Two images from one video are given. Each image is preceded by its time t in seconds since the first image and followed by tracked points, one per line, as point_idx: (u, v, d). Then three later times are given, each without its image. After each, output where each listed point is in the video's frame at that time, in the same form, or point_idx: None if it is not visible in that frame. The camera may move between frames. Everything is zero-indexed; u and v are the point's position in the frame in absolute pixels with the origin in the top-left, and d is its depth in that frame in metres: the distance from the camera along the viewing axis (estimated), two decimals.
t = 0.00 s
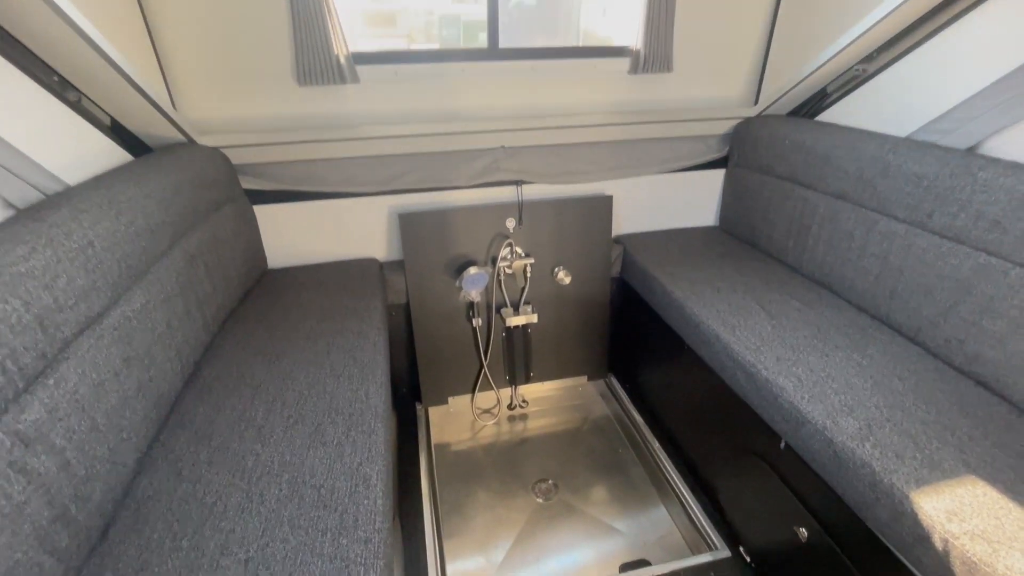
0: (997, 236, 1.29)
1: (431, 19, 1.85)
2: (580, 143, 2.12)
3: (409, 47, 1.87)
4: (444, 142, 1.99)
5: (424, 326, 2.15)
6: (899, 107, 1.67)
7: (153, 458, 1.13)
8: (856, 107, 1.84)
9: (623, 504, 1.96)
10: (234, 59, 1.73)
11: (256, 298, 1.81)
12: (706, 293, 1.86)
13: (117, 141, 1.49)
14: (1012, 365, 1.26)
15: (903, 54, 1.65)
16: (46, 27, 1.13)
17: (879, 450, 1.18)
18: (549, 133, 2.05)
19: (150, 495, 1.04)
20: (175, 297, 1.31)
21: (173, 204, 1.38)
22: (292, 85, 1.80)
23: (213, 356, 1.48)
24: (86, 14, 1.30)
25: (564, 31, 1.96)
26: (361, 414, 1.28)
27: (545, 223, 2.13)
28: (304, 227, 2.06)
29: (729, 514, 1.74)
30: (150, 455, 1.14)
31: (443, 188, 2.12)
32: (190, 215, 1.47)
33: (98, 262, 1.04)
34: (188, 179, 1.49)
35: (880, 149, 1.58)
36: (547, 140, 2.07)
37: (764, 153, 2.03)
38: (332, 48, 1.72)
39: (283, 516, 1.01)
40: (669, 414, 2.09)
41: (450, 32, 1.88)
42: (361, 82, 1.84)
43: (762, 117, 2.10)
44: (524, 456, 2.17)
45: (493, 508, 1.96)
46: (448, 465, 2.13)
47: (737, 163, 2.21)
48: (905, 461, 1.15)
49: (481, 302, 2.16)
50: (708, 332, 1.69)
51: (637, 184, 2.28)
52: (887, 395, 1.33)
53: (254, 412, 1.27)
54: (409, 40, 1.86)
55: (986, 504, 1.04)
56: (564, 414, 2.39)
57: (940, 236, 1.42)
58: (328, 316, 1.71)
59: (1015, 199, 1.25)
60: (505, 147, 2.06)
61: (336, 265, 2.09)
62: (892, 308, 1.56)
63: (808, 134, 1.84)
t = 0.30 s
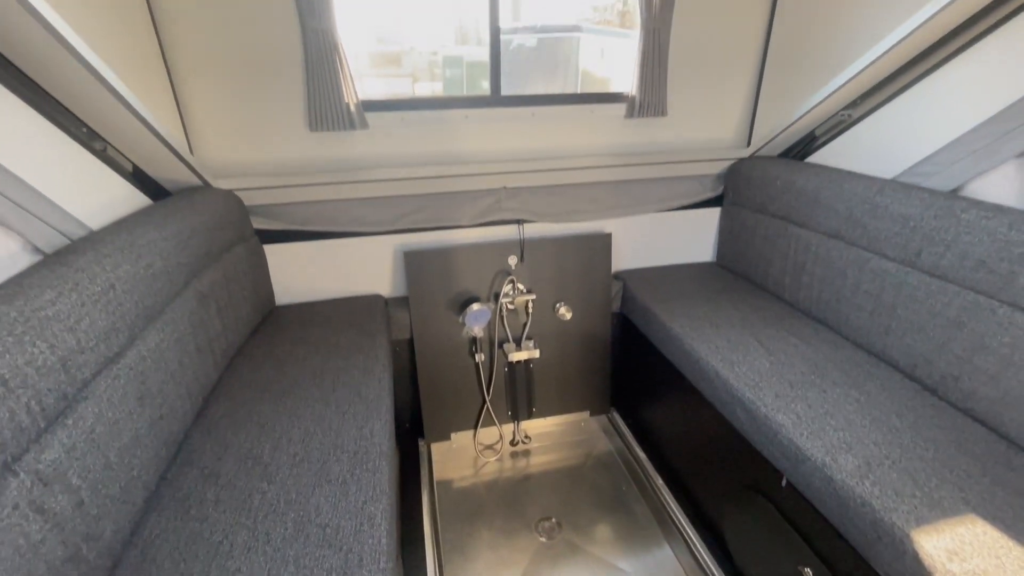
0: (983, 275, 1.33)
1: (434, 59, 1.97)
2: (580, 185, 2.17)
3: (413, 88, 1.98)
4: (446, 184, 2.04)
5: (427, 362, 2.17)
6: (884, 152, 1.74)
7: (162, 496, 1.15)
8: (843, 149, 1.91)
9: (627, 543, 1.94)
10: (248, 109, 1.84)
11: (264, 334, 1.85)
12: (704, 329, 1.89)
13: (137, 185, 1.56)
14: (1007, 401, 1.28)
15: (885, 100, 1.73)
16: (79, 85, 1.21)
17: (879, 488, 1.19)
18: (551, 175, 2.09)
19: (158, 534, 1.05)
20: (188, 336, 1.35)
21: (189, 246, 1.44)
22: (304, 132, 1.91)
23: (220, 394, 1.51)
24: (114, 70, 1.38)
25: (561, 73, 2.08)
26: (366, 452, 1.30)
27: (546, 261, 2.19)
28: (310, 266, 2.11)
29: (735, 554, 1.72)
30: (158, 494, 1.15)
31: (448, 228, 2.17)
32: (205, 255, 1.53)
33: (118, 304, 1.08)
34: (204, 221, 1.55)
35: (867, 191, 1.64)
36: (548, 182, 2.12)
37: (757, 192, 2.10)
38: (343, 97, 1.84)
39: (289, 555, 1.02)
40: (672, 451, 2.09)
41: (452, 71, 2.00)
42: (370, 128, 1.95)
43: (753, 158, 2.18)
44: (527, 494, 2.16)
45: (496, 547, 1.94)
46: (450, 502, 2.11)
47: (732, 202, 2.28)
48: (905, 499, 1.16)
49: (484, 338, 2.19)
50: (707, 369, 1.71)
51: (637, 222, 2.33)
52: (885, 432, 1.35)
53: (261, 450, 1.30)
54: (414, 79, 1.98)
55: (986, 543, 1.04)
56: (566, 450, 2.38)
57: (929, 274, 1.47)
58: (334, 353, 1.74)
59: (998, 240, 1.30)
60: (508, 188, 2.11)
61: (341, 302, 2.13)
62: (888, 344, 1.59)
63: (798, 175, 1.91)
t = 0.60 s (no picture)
0: (972, 313, 1.37)
1: (439, 100, 2.09)
2: (578, 224, 2.23)
3: (418, 127, 2.08)
4: (449, 224, 2.10)
5: (430, 399, 2.19)
6: (874, 195, 1.80)
7: (167, 536, 1.15)
8: (833, 190, 1.98)
9: None
10: (260, 155, 1.92)
11: (270, 371, 1.88)
12: (704, 365, 1.91)
13: (155, 227, 1.62)
14: (1004, 438, 1.29)
15: (869, 144, 1.82)
16: (108, 139, 1.28)
17: (881, 527, 1.20)
18: (551, 215, 2.17)
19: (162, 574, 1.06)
20: (198, 374, 1.38)
21: (202, 286, 1.49)
22: (313, 175, 1.99)
23: (226, 432, 1.52)
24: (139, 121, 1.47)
25: (563, 112, 2.26)
26: (370, 490, 1.31)
27: (547, 298, 2.23)
28: (315, 304, 2.13)
29: None
30: (163, 533, 1.16)
31: (451, 266, 2.20)
32: (217, 295, 1.58)
33: (135, 344, 1.12)
34: (216, 262, 1.61)
35: (857, 231, 1.70)
36: (549, 221, 2.19)
37: (752, 232, 2.16)
38: (352, 144, 1.92)
39: None
40: (675, 489, 2.08)
41: (455, 113, 2.11)
42: (377, 171, 2.04)
43: (748, 198, 2.25)
44: (529, 534, 2.12)
45: None
46: (452, 542, 2.08)
47: (728, 240, 2.33)
48: (907, 538, 1.16)
49: (486, 374, 2.21)
50: (708, 406, 1.73)
51: (636, 260, 2.38)
52: (886, 470, 1.35)
53: (265, 488, 1.31)
54: (419, 119, 2.08)
55: None
56: (568, 488, 2.34)
57: (920, 311, 1.50)
58: (339, 390, 1.76)
59: (984, 279, 1.34)
60: (510, 228, 2.17)
61: (345, 339, 2.15)
62: (885, 381, 1.61)
63: (790, 215, 1.97)
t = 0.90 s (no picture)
0: (962, 349, 1.40)
1: (442, 140, 2.14)
2: (578, 263, 2.29)
3: (421, 167, 2.14)
4: (451, 263, 2.16)
5: (432, 437, 2.19)
6: (863, 235, 1.86)
7: None
8: (824, 230, 2.04)
9: None
10: (271, 199, 2.00)
11: (275, 409, 1.90)
12: (703, 402, 1.93)
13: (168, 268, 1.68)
14: (1002, 474, 1.30)
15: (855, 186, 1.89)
16: (130, 187, 1.36)
17: (883, 566, 1.19)
18: (551, 254, 2.23)
19: None
20: (205, 412, 1.41)
21: (212, 325, 1.53)
22: (321, 217, 2.06)
23: (230, 470, 1.53)
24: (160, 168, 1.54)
25: (562, 153, 2.27)
26: (371, 529, 1.32)
27: (548, 335, 2.27)
28: (319, 342, 2.16)
29: None
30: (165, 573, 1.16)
31: (454, 305, 2.24)
32: (225, 333, 1.62)
33: (148, 382, 1.16)
34: (226, 301, 1.66)
35: (848, 270, 1.75)
36: (549, 260, 2.24)
37: (747, 270, 2.21)
38: (359, 188, 2.01)
39: None
40: (679, 529, 2.05)
41: (458, 153, 2.17)
42: (383, 213, 2.12)
43: (742, 237, 2.31)
44: None
45: None
46: None
47: (724, 278, 2.38)
48: None
49: (488, 412, 2.22)
50: (708, 442, 1.74)
51: (635, 297, 2.42)
52: (887, 508, 1.35)
53: (268, 527, 1.31)
54: (422, 159, 2.14)
55: None
56: (571, 529, 2.30)
57: (913, 347, 1.53)
58: (342, 428, 1.78)
59: (971, 317, 1.38)
60: (511, 267, 2.22)
61: (349, 376, 2.18)
62: (883, 417, 1.62)
63: (783, 254, 2.03)
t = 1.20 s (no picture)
0: (953, 384, 1.43)
1: (445, 178, 2.22)
2: (577, 299, 2.33)
3: (424, 203, 2.22)
4: (452, 299, 2.20)
5: (433, 473, 2.18)
6: (855, 272, 1.90)
7: None
8: (817, 267, 2.09)
9: None
10: (280, 237, 2.07)
11: (278, 445, 1.91)
12: (704, 438, 1.94)
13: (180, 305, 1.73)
14: (1000, 510, 1.31)
15: (844, 225, 1.96)
16: (148, 228, 1.42)
17: None
18: (550, 290, 2.28)
19: None
20: (211, 447, 1.43)
21: (221, 361, 1.57)
22: (327, 255, 2.13)
23: (233, 507, 1.54)
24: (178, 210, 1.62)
25: (562, 190, 2.35)
26: (372, 567, 1.32)
27: (548, 371, 2.29)
28: (322, 378, 2.19)
29: None
30: None
31: (455, 340, 2.28)
32: (234, 370, 1.66)
33: (158, 417, 1.19)
34: (235, 338, 1.70)
35: (840, 306, 1.80)
36: (549, 295, 2.29)
37: (744, 306, 2.26)
38: (365, 228, 2.07)
39: None
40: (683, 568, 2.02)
41: (461, 190, 2.25)
42: (387, 251, 2.18)
43: (737, 274, 2.36)
44: None
45: None
46: None
47: (722, 314, 2.42)
48: None
49: (489, 448, 2.22)
50: (709, 478, 1.74)
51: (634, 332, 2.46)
52: (888, 544, 1.35)
53: (269, 565, 1.32)
54: (425, 196, 2.21)
55: None
56: (575, 568, 2.25)
57: (906, 382, 1.56)
58: (344, 464, 1.79)
59: (960, 352, 1.41)
60: (511, 302, 2.26)
61: (351, 411, 2.19)
62: (883, 452, 1.63)
63: (778, 290, 2.08)
